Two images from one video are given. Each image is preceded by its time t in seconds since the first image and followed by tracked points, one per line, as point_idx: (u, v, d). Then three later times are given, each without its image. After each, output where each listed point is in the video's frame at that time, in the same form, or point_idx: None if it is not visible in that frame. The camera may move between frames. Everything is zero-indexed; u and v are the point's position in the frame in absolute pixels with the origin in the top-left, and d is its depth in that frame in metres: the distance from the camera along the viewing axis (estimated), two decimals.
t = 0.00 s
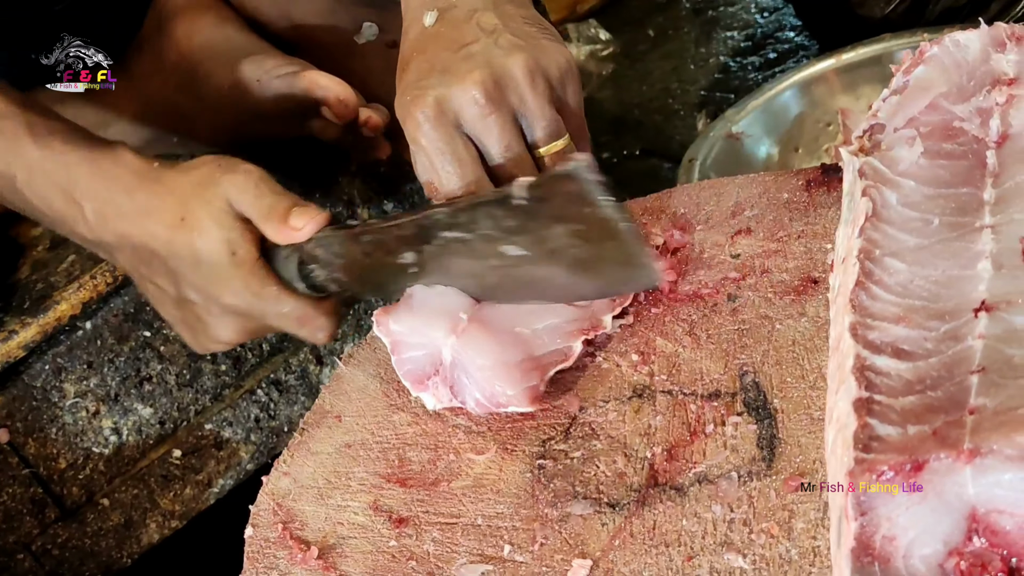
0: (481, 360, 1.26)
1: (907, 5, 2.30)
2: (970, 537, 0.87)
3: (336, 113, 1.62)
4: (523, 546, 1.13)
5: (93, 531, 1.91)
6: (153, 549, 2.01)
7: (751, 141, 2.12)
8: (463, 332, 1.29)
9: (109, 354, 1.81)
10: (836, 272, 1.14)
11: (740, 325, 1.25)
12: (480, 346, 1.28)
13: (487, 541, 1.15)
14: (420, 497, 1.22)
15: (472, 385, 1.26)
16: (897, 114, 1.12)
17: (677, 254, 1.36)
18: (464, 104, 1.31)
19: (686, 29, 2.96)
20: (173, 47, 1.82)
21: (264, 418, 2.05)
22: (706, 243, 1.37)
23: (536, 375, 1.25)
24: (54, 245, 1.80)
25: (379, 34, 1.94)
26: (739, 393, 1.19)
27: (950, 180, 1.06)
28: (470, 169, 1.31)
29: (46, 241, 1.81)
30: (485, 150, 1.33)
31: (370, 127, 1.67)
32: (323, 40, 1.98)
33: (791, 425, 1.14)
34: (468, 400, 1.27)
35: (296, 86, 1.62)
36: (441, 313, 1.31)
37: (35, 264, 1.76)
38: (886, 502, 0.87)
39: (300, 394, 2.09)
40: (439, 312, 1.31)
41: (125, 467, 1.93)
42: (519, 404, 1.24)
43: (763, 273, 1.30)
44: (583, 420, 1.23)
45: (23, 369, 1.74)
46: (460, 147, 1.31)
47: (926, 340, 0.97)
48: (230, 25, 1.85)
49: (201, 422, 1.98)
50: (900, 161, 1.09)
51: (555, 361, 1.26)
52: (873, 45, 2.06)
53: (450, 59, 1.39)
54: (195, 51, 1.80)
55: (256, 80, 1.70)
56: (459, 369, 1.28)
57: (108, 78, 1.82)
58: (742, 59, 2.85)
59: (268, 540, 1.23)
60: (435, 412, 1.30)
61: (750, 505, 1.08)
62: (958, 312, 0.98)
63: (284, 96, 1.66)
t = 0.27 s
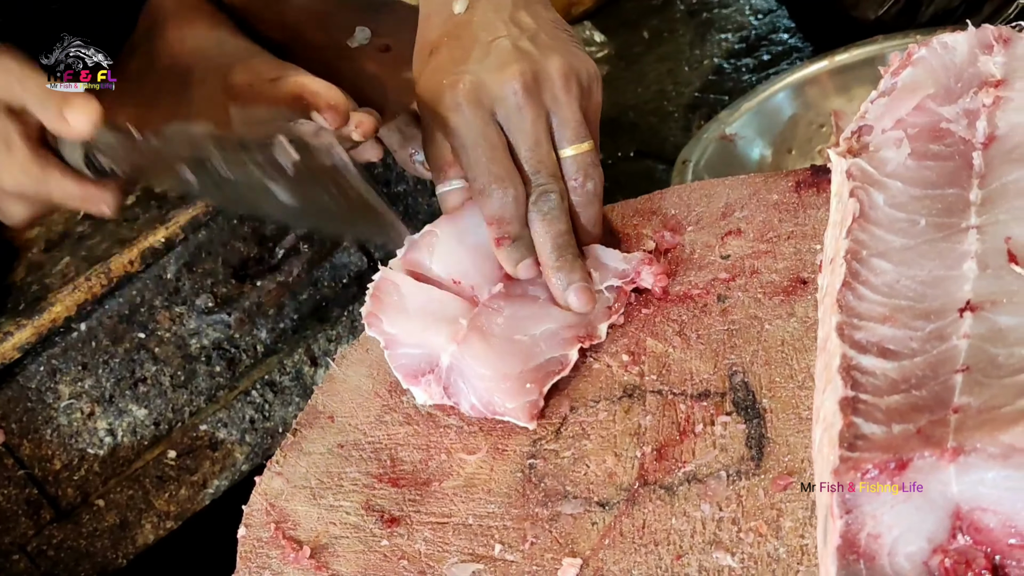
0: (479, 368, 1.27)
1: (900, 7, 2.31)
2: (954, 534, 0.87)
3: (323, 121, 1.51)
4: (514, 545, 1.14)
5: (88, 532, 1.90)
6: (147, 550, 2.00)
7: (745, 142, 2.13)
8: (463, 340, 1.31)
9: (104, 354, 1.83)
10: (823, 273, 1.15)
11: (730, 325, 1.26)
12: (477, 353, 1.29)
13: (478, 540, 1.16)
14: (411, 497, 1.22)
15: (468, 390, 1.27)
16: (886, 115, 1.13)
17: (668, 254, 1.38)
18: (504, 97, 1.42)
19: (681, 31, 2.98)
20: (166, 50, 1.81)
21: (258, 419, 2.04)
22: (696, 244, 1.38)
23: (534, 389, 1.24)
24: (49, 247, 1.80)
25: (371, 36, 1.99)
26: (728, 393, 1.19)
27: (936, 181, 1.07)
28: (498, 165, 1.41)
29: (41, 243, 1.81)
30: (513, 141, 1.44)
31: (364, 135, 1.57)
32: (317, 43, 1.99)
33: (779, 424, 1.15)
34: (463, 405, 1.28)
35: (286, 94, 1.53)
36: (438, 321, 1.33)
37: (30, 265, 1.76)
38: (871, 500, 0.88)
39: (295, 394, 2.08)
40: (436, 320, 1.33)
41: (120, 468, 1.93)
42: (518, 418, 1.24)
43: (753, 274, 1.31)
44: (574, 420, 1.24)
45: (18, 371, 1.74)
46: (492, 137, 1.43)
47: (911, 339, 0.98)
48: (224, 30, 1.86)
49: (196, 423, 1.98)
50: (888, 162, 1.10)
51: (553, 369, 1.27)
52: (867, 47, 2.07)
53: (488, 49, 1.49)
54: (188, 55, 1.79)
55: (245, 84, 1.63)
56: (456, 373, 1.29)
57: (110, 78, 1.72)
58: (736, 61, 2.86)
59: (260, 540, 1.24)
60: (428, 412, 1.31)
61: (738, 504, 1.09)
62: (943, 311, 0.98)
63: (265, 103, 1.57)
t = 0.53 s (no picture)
0: (474, 365, 1.28)
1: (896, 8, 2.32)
2: (948, 529, 0.88)
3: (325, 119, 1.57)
4: (511, 542, 1.14)
5: (87, 531, 1.91)
6: (146, 548, 2.02)
7: (741, 143, 2.14)
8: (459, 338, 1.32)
9: (102, 354, 1.82)
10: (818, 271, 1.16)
11: (726, 323, 1.27)
12: (472, 351, 1.30)
13: (475, 537, 1.16)
14: (409, 494, 1.23)
15: (465, 386, 1.28)
16: (880, 114, 1.14)
17: (664, 252, 1.39)
18: (497, 92, 1.42)
19: (678, 32, 2.99)
20: (165, 50, 1.85)
21: (256, 418, 2.04)
22: (692, 244, 1.39)
23: (529, 385, 1.25)
24: (47, 247, 1.81)
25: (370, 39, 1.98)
26: (724, 390, 1.20)
27: (930, 179, 1.08)
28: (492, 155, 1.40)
29: (40, 242, 1.82)
30: (507, 135, 1.44)
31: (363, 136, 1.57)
32: (314, 43, 2.00)
33: (775, 422, 1.15)
34: (461, 401, 1.29)
35: (286, 92, 1.61)
36: (435, 320, 1.34)
37: (29, 265, 1.77)
38: (864, 495, 0.89)
39: (292, 394, 2.08)
40: (432, 318, 1.34)
41: (119, 467, 1.94)
42: (516, 414, 1.24)
43: (749, 273, 1.32)
44: (571, 417, 1.24)
45: (16, 370, 1.74)
46: (486, 129, 1.42)
47: (905, 336, 0.99)
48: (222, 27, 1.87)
49: (194, 422, 1.99)
50: (882, 161, 1.11)
51: (548, 365, 1.28)
52: (865, 47, 2.07)
53: (480, 46, 1.50)
54: (187, 55, 1.83)
55: (246, 84, 1.70)
56: (452, 370, 1.30)
57: (108, 78, 1.92)
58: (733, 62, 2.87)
59: (258, 537, 1.24)
60: (425, 410, 1.31)
61: (734, 500, 1.09)
62: (937, 308, 0.99)
63: (270, 101, 1.65)
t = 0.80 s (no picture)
0: (440, 354, 1.27)
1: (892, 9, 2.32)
2: (942, 525, 0.89)
3: (323, 119, 1.58)
4: (507, 539, 1.15)
5: (84, 530, 1.91)
6: (144, 550, 2.00)
7: (739, 143, 2.14)
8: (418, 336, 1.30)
9: (99, 353, 1.82)
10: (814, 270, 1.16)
11: (722, 321, 1.27)
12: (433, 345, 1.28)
13: (471, 534, 1.16)
14: (405, 491, 1.23)
15: (435, 377, 1.28)
16: (877, 112, 1.13)
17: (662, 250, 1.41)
18: (531, 82, 1.34)
19: (675, 33, 3.01)
20: (165, 49, 1.85)
21: (253, 417, 2.04)
22: (689, 243, 1.40)
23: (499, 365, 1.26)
24: (45, 246, 1.81)
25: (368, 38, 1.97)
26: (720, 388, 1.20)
27: (926, 178, 1.08)
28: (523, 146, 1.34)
29: (38, 241, 1.83)
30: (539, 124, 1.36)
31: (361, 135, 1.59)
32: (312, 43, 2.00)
33: (771, 419, 1.15)
34: (434, 391, 1.29)
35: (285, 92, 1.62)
36: (393, 321, 1.33)
37: (27, 264, 1.77)
38: (858, 491, 0.89)
39: (290, 393, 2.07)
40: (393, 318, 1.33)
41: (115, 466, 1.95)
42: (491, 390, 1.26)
43: (746, 271, 1.32)
44: (567, 415, 1.24)
45: (14, 369, 1.75)
46: (517, 118, 1.34)
47: (900, 333, 0.99)
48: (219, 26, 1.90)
49: (191, 421, 1.99)
50: (878, 159, 1.11)
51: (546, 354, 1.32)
52: (861, 48, 2.08)
53: (510, 35, 1.41)
54: (185, 54, 1.84)
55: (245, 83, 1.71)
56: (418, 366, 1.29)
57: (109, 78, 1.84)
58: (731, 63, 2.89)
59: (255, 534, 1.25)
60: (422, 408, 1.31)
61: (730, 497, 1.09)
62: (932, 306, 0.99)
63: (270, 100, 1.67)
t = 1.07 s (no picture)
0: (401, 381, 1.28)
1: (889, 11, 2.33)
2: (934, 522, 0.89)
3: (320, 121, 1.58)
4: (503, 536, 1.15)
5: (82, 528, 1.94)
6: (140, 546, 2.03)
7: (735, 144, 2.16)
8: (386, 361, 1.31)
9: (96, 352, 1.82)
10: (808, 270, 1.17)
11: (717, 320, 1.28)
12: (401, 371, 1.30)
13: (467, 531, 1.17)
14: (401, 489, 1.23)
15: (395, 403, 1.29)
16: (871, 113, 1.14)
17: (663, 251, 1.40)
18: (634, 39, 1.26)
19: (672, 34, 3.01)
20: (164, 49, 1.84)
21: (251, 416, 2.07)
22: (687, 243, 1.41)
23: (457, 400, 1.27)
24: (43, 244, 1.79)
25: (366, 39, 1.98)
26: (715, 386, 1.21)
27: (920, 177, 1.09)
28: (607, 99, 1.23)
29: (35, 240, 1.80)
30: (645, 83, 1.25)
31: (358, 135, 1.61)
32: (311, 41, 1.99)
33: (765, 417, 1.16)
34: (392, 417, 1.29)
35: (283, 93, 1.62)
36: (365, 341, 1.34)
37: (24, 263, 1.75)
38: (851, 487, 0.90)
39: (287, 393, 2.10)
40: (366, 338, 1.34)
41: (113, 465, 1.95)
42: (444, 427, 1.26)
43: (741, 271, 1.33)
44: (563, 413, 1.25)
45: (12, 368, 1.74)
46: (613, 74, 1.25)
47: (894, 331, 0.99)
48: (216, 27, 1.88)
49: (188, 420, 2.00)
50: (872, 159, 1.12)
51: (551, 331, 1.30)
52: (857, 50, 2.07)
53: None
54: (182, 54, 1.82)
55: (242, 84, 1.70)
56: (380, 390, 1.30)
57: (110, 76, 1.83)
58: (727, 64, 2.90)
59: (252, 532, 1.25)
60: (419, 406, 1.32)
61: (724, 495, 1.10)
62: (926, 304, 1.00)
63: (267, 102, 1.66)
